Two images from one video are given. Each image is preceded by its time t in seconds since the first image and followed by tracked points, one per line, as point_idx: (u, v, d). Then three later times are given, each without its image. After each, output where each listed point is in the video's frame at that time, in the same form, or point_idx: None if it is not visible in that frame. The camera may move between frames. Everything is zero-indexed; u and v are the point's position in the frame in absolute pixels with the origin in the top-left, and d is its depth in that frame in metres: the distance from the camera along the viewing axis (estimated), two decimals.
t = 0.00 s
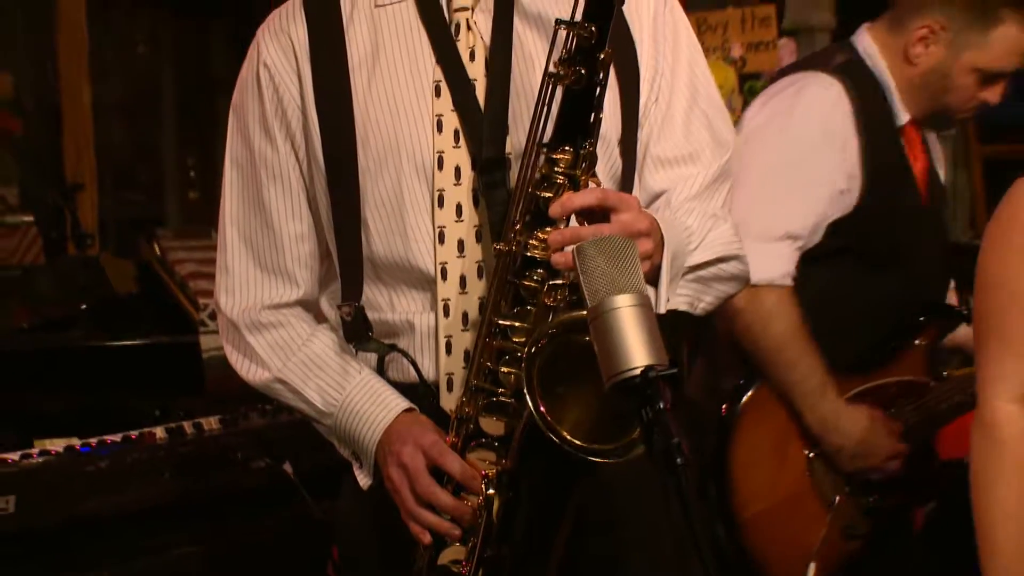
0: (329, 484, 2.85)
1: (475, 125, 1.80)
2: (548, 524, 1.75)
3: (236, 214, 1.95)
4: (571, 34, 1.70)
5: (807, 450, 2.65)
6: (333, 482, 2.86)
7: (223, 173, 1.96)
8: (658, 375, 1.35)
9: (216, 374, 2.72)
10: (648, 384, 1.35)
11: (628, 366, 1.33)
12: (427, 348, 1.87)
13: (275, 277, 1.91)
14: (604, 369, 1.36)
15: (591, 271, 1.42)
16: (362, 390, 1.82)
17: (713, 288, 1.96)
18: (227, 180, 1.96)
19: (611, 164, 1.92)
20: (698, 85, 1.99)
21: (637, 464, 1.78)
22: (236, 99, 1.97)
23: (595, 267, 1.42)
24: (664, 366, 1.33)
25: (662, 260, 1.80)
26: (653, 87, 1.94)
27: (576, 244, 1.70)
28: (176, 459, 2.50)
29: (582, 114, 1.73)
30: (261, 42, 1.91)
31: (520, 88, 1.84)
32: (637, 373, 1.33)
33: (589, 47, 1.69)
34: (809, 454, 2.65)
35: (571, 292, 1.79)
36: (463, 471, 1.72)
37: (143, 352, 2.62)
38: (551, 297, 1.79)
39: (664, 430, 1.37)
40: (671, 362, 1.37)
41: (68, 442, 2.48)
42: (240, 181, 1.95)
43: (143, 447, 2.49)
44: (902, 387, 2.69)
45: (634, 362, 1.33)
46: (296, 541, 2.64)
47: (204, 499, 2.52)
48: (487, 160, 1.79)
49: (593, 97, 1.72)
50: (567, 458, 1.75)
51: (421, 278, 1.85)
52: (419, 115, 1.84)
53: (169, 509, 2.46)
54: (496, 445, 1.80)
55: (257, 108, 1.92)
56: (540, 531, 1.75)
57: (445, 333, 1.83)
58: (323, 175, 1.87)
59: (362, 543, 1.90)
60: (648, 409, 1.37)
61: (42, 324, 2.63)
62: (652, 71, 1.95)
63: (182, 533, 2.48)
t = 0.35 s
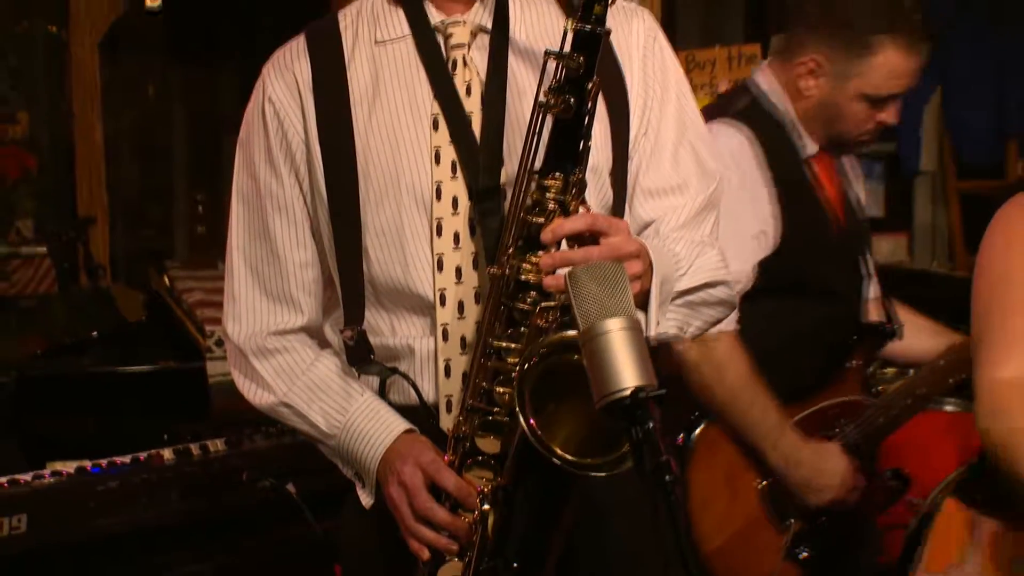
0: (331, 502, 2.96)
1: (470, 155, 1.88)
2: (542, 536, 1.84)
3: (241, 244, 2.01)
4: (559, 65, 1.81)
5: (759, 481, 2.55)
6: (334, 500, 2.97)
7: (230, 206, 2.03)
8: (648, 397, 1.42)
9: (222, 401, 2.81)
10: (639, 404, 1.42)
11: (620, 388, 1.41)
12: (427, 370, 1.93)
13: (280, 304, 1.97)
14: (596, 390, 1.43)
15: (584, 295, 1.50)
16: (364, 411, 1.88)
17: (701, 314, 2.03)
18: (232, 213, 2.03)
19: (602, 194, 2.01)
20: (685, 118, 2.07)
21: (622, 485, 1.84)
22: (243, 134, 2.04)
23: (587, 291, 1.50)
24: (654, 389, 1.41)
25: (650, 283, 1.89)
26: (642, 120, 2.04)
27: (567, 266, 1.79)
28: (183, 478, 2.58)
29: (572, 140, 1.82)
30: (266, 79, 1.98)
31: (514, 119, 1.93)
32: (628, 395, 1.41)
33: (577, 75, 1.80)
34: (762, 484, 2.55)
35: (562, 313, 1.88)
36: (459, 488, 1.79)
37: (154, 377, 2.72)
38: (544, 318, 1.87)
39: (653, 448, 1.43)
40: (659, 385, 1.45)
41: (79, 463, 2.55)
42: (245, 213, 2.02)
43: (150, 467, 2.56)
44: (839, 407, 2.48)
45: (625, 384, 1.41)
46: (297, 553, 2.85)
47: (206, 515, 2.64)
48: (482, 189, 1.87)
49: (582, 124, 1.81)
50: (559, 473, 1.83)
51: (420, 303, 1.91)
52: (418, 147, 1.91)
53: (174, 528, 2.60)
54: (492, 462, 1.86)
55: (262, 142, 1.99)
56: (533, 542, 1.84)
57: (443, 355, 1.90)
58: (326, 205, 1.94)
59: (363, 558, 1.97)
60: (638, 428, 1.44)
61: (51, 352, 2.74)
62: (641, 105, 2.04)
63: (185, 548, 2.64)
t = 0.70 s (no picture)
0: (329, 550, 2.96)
1: (465, 201, 1.92)
2: None
3: (241, 289, 2.05)
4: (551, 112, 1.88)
5: (745, 526, 2.65)
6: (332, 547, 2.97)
7: (230, 252, 2.06)
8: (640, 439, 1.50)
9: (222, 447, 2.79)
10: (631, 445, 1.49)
11: (614, 430, 1.49)
12: (423, 414, 1.95)
13: (279, 348, 2.01)
14: (590, 433, 1.52)
15: (578, 340, 1.57)
16: (361, 454, 1.91)
17: (692, 358, 2.11)
18: (232, 258, 2.07)
19: (594, 238, 2.03)
20: (676, 164, 2.11)
21: (619, 527, 1.90)
22: (242, 182, 2.08)
23: (581, 336, 1.57)
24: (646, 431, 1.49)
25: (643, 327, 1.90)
26: (634, 168, 2.06)
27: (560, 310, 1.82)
28: (184, 523, 2.62)
29: (564, 185, 1.87)
30: (265, 127, 2.02)
31: (508, 165, 1.97)
32: (621, 436, 1.49)
33: (570, 122, 1.87)
34: (746, 531, 2.65)
35: (555, 356, 1.93)
36: (454, 530, 1.81)
37: (151, 426, 2.73)
38: (538, 361, 1.92)
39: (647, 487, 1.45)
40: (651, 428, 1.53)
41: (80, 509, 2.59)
42: (245, 259, 2.05)
43: (151, 513, 2.58)
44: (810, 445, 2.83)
45: (618, 426, 1.49)
46: None
47: (204, 562, 2.67)
48: (475, 236, 1.92)
49: (575, 169, 1.88)
50: (551, 515, 1.83)
51: (415, 347, 1.93)
52: (413, 193, 1.94)
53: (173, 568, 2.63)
54: (484, 503, 1.90)
55: (261, 189, 2.02)
56: None
57: (439, 399, 1.94)
58: (324, 251, 1.97)
59: None
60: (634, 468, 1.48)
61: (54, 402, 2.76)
62: (633, 153, 2.07)
63: None
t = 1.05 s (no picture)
0: None
1: (462, 260, 1.94)
2: None
3: (238, 348, 2.06)
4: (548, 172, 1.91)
5: None
6: None
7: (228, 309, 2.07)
8: (642, 493, 1.49)
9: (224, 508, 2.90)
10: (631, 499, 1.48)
11: (614, 485, 1.49)
12: (417, 473, 1.95)
13: (276, 405, 2.01)
14: (590, 488, 1.52)
15: (576, 395, 1.57)
16: (356, 512, 1.90)
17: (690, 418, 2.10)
18: (229, 317, 2.07)
19: (591, 298, 2.02)
20: (671, 224, 2.12)
21: None
22: (239, 239, 2.09)
23: (579, 392, 1.58)
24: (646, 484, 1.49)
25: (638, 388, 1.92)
26: (630, 229, 2.07)
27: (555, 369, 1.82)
28: None
29: (560, 244, 1.90)
30: (263, 186, 2.04)
31: (504, 224, 1.99)
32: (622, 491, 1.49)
33: (566, 182, 1.90)
34: None
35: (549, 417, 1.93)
36: None
37: (156, 485, 2.73)
38: (531, 421, 1.92)
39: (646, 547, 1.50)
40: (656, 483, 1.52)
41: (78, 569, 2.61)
42: (242, 317, 2.06)
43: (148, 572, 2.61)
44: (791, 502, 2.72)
45: (618, 481, 1.49)
46: None
47: None
48: (472, 294, 1.94)
49: (570, 229, 1.90)
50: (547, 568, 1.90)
51: (411, 405, 1.94)
52: (409, 253, 1.96)
53: None
54: (478, 561, 1.91)
55: (259, 247, 2.04)
56: None
57: (434, 458, 1.94)
58: (320, 309, 1.98)
59: None
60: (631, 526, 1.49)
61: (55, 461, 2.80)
62: (628, 213, 2.08)
63: None
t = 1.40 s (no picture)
0: None
1: (466, 289, 1.95)
2: None
3: (243, 375, 2.06)
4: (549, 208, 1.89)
5: None
6: None
7: (234, 337, 2.08)
8: (644, 525, 1.47)
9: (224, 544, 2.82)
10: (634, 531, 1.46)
11: (615, 516, 1.47)
12: (418, 503, 1.95)
13: (280, 433, 2.02)
14: (591, 520, 1.49)
15: (577, 425, 1.55)
16: (358, 541, 1.92)
17: (694, 449, 2.14)
18: (235, 343, 2.09)
19: (596, 332, 2.04)
20: (679, 258, 2.12)
21: None
22: (245, 267, 2.11)
23: (580, 421, 1.55)
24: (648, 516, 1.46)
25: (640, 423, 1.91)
26: (636, 259, 2.08)
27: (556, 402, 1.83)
28: None
29: (562, 280, 1.88)
30: (269, 214, 2.06)
31: (507, 254, 2.01)
32: (624, 522, 1.46)
33: (567, 218, 1.87)
34: None
35: (552, 448, 1.93)
36: None
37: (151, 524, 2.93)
38: (532, 454, 1.91)
39: None
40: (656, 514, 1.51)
41: None
42: (248, 344, 2.07)
43: None
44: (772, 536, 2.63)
45: (620, 512, 1.47)
46: None
47: None
48: (476, 325, 1.94)
49: (572, 265, 1.87)
50: None
51: (412, 434, 1.94)
52: (414, 282, 1.97)
53: None
54: None
55: (265, 275, 2.05)
56: None
57: (435, 487, 1.94)
58: (325, 339, 1.98)
59: None
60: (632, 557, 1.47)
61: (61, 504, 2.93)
62: (635, 243, 2.09)
63: None
